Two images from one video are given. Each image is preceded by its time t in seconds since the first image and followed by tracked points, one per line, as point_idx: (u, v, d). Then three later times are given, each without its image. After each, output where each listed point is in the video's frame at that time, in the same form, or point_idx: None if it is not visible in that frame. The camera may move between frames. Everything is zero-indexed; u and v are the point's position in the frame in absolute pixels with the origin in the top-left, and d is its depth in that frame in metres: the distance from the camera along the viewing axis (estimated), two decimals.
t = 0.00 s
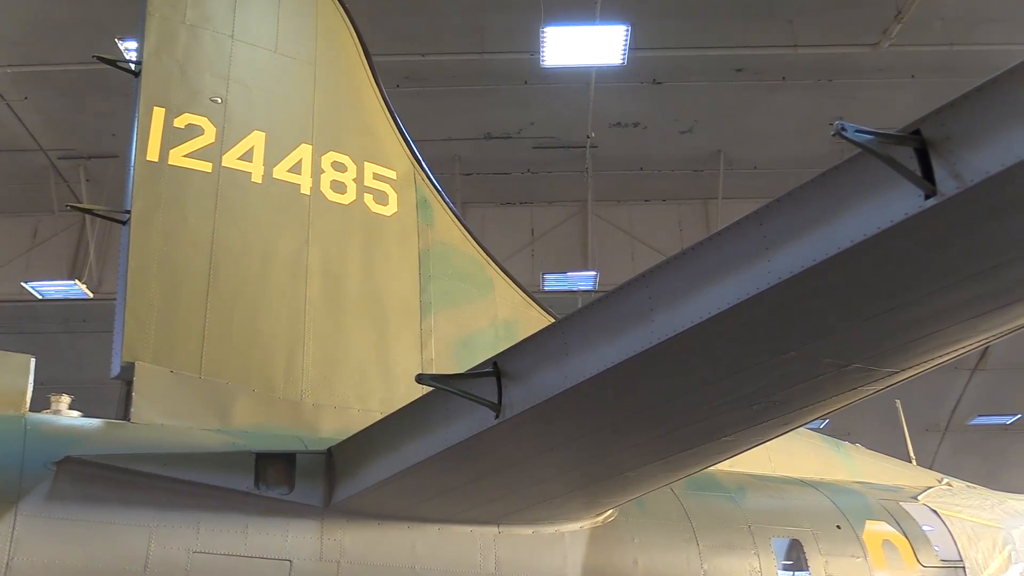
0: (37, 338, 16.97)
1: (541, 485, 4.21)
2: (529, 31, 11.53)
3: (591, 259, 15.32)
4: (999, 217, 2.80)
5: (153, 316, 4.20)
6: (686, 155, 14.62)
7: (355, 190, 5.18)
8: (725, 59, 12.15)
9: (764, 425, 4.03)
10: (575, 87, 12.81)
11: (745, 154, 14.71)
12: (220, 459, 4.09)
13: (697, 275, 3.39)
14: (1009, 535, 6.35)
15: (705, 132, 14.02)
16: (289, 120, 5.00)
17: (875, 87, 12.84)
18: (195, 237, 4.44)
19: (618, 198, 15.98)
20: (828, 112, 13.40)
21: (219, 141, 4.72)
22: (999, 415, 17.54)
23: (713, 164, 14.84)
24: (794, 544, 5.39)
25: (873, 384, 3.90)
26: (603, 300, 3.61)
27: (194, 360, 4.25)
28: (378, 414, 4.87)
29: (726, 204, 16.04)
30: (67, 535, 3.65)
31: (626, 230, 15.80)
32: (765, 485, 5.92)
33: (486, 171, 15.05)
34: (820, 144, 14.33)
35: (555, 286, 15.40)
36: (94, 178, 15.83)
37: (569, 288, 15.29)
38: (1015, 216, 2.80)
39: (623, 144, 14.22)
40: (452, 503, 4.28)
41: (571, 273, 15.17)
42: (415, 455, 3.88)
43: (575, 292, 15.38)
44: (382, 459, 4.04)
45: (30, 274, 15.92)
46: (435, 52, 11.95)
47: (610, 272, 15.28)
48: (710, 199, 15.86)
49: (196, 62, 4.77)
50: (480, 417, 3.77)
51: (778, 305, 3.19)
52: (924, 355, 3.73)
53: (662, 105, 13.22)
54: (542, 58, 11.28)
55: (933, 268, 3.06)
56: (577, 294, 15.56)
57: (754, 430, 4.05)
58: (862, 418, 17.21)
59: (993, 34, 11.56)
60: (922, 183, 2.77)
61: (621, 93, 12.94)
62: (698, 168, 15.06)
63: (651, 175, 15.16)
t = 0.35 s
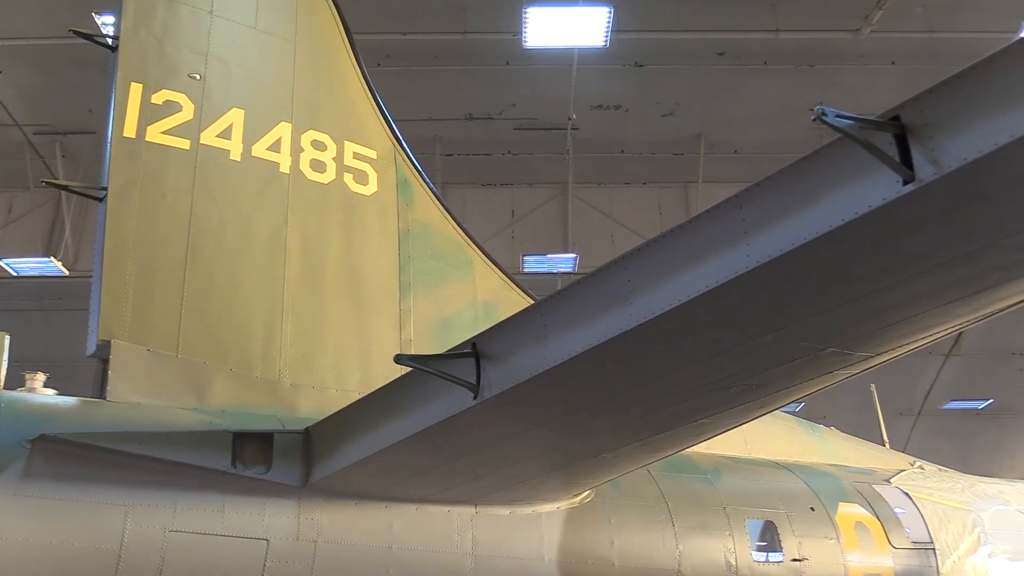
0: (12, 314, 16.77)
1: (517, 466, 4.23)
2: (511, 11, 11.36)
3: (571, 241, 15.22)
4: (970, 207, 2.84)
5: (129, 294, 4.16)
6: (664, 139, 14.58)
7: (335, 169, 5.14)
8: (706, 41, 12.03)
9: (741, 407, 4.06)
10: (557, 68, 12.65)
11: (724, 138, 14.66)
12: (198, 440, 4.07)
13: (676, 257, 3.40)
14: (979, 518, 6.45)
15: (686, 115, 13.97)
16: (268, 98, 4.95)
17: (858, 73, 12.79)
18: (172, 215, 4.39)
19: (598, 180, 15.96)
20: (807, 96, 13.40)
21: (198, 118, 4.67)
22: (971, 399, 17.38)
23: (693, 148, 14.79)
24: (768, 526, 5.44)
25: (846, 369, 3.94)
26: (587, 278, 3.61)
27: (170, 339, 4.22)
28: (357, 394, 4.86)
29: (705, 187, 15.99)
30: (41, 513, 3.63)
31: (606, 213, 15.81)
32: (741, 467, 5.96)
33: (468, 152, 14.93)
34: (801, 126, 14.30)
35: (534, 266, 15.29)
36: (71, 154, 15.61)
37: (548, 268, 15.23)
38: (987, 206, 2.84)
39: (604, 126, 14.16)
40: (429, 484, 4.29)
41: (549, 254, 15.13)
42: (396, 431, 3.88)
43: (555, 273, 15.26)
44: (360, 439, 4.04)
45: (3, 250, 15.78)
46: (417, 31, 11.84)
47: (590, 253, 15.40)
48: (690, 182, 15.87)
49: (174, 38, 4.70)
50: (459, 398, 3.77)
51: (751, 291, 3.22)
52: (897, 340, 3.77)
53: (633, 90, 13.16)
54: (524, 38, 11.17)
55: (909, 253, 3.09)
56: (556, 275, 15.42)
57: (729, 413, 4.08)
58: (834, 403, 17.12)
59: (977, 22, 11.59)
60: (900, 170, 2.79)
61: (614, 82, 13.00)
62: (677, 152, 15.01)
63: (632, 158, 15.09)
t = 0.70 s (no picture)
0: None
1: (491, 445, 4.24)
2: None
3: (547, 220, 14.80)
4: (942, 191, 2.86)
5: (102, 270, 4.11)
6: (641, 119, 14.20)
7: (312, 145, 5.09)
8: (687, 22, 11.70)
9: (714, 387, 4.08)
10: (535, 47, 12.33)
11: (703, 120, 14.36)
12: (172, 415, 4.03)
13: (652, 237, 3.40)
14: (946, 498, 6.55)
15: (665, 97, 13.65)
16: (244, 72, 4.89)
17: (836, 57, 12.59)
18: (146, 190, 4.34)
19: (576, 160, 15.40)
20: (786, 80, 13.21)
21: (172, 92, 4.60)
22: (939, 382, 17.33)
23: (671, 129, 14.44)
24: (739, 506, 5.48)
25: (819, 351, 3.97)
26: (564, 257, 3.60)
27: (144, 315, 4.18)
28: (332, 371, 4.85)
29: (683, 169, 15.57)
30: (12, 489, 3.60)
31: (584, 193, 15.29)
32: (714, 447, 5.99)
33: (446, 130, 14.45)
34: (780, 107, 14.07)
35: (511, 246, 14.93)
36: (43, 126, 15.34)
37: (525, 248, 14.95)
38: (957, 190, 2.86)
39: (583, 107, 13.75)
40: (403, 461, 4.29)
41: (527, 234, 14.71)
42: (372, 408, 3.88)
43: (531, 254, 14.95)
44: (334, 417, 4.02)
45: None
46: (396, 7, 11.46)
47: (566, 236, 14.86)
48: (668, 164, 15.39)
49: (149, 9, 4.63)
50: (435, 376, 3.77)
51: (725, 274, 3.24)
52: (869, 323, 3.80)
53: (624, 67, 12.72)
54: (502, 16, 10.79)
55: (883, 236, 3.10)
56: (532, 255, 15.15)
57: (703, 393, 4.10)
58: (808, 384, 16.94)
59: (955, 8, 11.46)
60: (876, 153, 2.80)
61: (580, 61, 12.62)
62: (656, 132, 14.63)
63: (609, 138, 14.73)
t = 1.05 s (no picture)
0: None
1: (462, 421, 4.25)
2: None
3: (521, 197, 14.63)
4: (911, 174, 2.89)
5: (69, 244, 4.06)
6: (620, 98, 14.04)
7: (285, 119, 5.03)
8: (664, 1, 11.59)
9: (685, 366, 4.11)
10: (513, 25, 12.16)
11: (678, 100, 14.18)
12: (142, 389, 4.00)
13: (624, 216, 3.40)
14: (910, 477, 6.61)
15: (641, 76, 13.49)
16: (216, 43, 4.81)
17: (809, 39, 12.53)
18: (115, 162, 4.27)
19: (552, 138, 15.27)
20: (761, 60, 13.11)
21: (143, 62, 4.53)
22: (907, 361, 16.83)
23: (646, 109, 14.29)
24: (707, 483, 5.55)
25: (789, 331, 4.00)
26: (538, 235, 3.59)
27: (113, 290, 4.14)
28: (303, 347, 4.82)
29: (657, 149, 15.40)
30: None
31: (558, 170, 15.19)
32: (684, 425, 6.04)
33: (423, 106, 14.26)
34: (753, 89, 13.89)
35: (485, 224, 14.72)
36: (10, 95, 14.98)
37: (500, 227, 14.72)
38: (925, 174, 2.90)
39: (559, 83, 13.56)
40: (374, 437, 4.29)
41: (502, 212, 14.61)
42: (344, 383, 3.87)
43: (505, 231, 14.71)
44: (306, 392, 4.01)
45: None
46: None
47: (541, 215, 14.80)
48: (642, 142, 15.27)
49: None
50: (407, 352, 3.77)
51: (697, 253, 3.26)
52: (839, 304, 3.83)
53: (597, 46, 12.64)
54: None
55: (853, 217, 3.12)
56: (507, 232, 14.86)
57: (673, 371, 4.13)
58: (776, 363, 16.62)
59: None
60: (848, 134, 2.81)
61: (564, 38, 12.46)
62: (629, 112, 14.48)
63: (585, 117, 14.54)
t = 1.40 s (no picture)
0: None
1: (431, 396, 4.25)
2: None
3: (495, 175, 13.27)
4: (880, 155, 2.91)
5: (34, 215, 4.00)
6: (594, 75, 12.44)
7: (255, 90, 4.93)
8: None
9: (656, 343, 4.12)
10: None
11: (652, 78, 12.56)
12: (107, 361, 3.95)
13: (596, 193, 3.39)
14: (873, 455, 6.64)
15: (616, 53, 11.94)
16: (185, 10, 4.70)
17: (784, 19, 11.16)
18: (81, 133, 4.21)
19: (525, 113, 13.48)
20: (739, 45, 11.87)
21: (110, 30, 4.43)
22: (872, 341, 15.82)
23: (618, 87, 12.67)
24: (675, 459, 5.57)
25: (758, 309, 4.03)
26: (510, 211, 3.58)
27: (78, 261, 4.08)
28: (273, 321, 4.77)
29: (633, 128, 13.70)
30: None
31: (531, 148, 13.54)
32: (652, 402, 6.02)
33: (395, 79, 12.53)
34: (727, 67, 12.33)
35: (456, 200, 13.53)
36: None
37: (472, 203, 13.56)
38: (892, 155, 2.92)
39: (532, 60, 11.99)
40: (344, 411, 4.28)
41: (473, 187, 13.36)
42: (314, 357, 3.85)
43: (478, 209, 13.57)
44: (275, 367, 3.98)
45: None
46: None
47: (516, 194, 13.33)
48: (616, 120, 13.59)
49: None
50: (377, 327, 3.76)
51: (667, 231, 3.26)
52: (808, 283, 3.86)
53: (573, 23, 11.20)
54: None
55: (823, 198, 3.14)
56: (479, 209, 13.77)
57: (643, 349, 4.15)
58: (743, 343, 15.67)
59: None
60: (819, 115, 2.82)
61: (539, 14, 11.00)
62: (605, 89, 12.86)
63: (560, 94, 12.92)
